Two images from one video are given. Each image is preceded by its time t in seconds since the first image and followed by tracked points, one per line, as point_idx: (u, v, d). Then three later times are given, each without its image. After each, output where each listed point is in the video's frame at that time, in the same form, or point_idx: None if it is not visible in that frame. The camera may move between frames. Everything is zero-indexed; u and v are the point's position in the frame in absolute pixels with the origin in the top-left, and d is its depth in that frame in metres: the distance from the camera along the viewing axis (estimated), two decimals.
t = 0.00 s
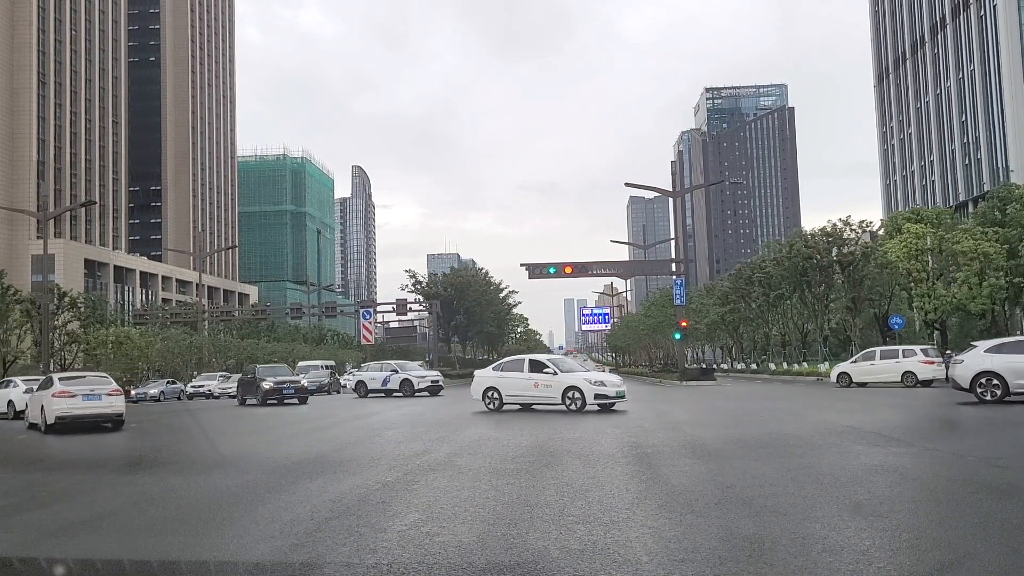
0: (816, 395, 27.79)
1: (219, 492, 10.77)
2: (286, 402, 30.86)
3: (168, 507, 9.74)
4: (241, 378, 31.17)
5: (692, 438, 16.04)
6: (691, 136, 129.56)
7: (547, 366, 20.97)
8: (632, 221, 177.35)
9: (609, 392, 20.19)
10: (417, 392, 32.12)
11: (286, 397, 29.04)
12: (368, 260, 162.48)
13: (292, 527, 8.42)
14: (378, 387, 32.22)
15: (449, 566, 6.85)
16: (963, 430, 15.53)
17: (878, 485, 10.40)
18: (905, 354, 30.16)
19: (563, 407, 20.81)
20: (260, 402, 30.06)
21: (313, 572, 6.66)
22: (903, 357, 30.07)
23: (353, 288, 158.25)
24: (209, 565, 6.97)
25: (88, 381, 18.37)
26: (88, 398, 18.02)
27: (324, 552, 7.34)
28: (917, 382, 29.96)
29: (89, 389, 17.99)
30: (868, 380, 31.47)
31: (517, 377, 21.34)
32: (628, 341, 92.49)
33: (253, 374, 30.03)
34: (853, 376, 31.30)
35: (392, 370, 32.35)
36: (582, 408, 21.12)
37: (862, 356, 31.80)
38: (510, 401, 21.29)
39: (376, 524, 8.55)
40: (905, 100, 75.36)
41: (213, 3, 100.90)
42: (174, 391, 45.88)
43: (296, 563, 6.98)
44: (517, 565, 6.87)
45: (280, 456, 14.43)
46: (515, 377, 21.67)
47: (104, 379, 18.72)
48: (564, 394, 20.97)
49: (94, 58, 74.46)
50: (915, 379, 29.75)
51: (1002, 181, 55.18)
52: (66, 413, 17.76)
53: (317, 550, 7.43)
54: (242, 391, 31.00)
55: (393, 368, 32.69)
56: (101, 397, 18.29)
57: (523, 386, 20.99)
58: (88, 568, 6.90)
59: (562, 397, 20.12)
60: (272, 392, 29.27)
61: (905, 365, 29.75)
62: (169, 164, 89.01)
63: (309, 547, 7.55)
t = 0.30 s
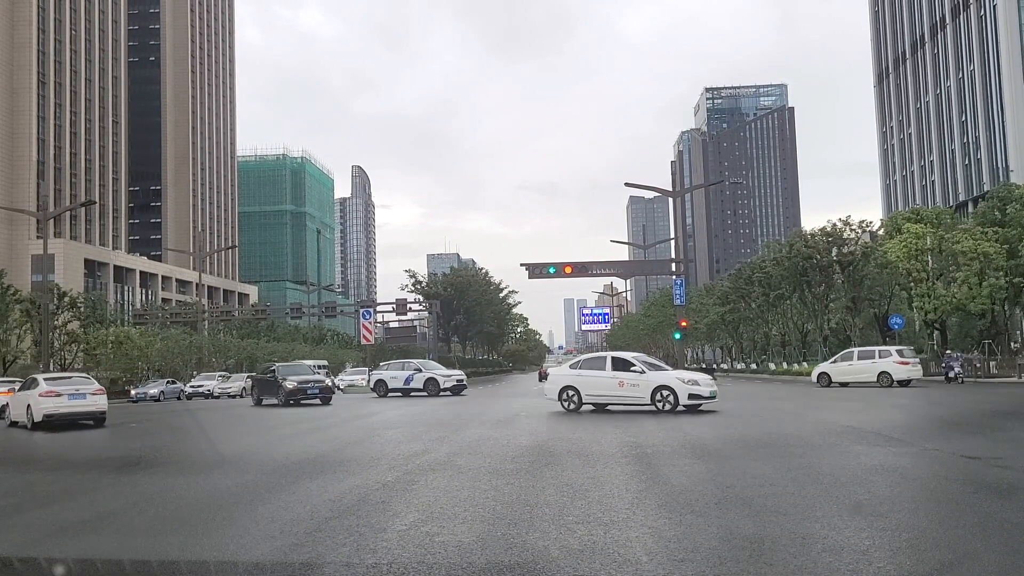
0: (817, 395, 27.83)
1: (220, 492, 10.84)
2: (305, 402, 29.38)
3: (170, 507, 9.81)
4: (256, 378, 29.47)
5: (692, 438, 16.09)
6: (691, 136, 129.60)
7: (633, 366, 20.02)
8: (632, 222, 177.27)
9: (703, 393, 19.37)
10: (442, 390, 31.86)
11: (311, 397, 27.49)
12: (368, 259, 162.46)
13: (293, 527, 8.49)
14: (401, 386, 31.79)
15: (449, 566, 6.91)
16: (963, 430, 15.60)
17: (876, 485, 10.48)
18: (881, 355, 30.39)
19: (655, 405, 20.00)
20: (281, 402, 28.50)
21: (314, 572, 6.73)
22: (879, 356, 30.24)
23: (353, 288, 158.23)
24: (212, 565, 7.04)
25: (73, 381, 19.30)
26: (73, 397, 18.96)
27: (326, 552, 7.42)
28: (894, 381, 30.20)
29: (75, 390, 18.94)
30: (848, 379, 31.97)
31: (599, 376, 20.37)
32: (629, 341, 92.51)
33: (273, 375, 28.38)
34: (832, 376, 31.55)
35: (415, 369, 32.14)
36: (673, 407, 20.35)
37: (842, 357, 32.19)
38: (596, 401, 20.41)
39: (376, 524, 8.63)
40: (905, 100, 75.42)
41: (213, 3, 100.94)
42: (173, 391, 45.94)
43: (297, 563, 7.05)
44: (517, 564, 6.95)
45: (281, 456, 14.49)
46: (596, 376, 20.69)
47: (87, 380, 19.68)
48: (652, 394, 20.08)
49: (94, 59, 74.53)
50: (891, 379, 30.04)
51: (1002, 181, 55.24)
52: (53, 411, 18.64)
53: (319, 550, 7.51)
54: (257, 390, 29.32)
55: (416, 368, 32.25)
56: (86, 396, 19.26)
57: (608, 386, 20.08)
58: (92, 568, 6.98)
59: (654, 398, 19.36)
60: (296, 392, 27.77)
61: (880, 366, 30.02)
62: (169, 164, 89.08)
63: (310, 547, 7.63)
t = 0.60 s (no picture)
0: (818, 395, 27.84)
1: (221, 492, 10.87)
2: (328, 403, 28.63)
3: (171, 507, 9.85)
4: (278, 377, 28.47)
5: (691, 438, 16.13)
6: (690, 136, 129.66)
7: (732, 363, 19.26)
8: (632, 221, 177.43)
9: (811, 393, 18.72)
10: (469, 389, 32.05)
11: (343, 398, 26.76)
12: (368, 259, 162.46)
13: (294, 527, 8.54)
14: (426, 386, 31.77)
15: (448, 566, 6.95)
16: (962, 430, 15.65)
17: (875, 485, 10.52)
18: (859, 356, 30.93)
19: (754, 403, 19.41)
20: (307, 402, 27.62)
21: (315, 572, 6.77)
22: (858, 357, 30.72)
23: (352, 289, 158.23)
24: (213, 565, 7.08)
25: (55, 382, 19.90)
26: (56, 396, 19.55)
27: (326, 552, 7.45)
28: (871, 381, 30.58)
29: (58, 389, 19.56)
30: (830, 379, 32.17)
31: (695, 375, 19.56)
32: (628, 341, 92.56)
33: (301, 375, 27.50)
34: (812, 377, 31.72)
35: (440, 368, 32.19)
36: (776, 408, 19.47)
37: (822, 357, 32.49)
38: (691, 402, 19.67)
39: (377, 524, 8.67)
40: (904, 99, 75.54)
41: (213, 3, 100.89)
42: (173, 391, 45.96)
43: (297, 562, 7.10)
44: (516, 564, 6.99)
45: (282, 456, 14.51)
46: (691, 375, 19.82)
47: (66, 380, 20.27)
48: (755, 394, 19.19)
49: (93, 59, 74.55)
50: (869, 378, 30.43)
51: (1001, 180, 55.39)
52: (36, 409, 19.16)
53: (319, 550, 7.55)
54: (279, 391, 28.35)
55: (442, 367, 32.17)
56: (68, 396, 19.90)
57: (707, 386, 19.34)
58: (93, 568, 7.02)
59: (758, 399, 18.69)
60: (328, 391, 27.03)
61: (859, 365, 30.54)
62: (168, 164, 89.10)
63: (311, 546, 7.68)
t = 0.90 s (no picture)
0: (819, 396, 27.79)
1: (220, 492, 10.85)
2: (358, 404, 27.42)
3: (169, 508, 9.82)
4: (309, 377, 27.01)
5: (691, 438, 16.09)
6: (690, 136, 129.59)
7: (843, 359, 17.77)
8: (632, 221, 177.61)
9: (936, 393, 17.02)
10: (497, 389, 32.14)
11: (385, 399, 25.64)
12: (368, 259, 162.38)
13: (293, 527, 8.51)
14: (453, 386, 31.77)
15: (448, 566, 6.93)
16: (963, 430, 15.62)
17: (875, 485, 10.50)
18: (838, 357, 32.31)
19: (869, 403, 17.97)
20: (342, 403, 26.25)
21: (314, 572, 6.74)
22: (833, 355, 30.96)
23: (352, 289, 158.15)
24: (212, 565, 7.06)
25: (32, 383, 20.14)
26: (35, 396, 19.85)
27: (325, 552, 7.43)
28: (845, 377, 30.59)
29: (37, 388, 19.82)
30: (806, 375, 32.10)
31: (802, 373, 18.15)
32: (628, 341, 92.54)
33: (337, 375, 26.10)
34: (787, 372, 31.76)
35: (467, 368, 32.13)
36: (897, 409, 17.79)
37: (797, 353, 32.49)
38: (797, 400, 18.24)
39: (376, 524, 8.63)
40: (904, 100, 75.54)
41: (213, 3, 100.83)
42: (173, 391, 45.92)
43: (297, 562, 7.07)
44: (515, 564, 6.96)
45: (281, 456, 14.49)
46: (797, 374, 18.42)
47: (41, 382, 20.53)
48: (871, 393, 17.60)
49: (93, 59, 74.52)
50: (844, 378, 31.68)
51: (1000, 181, 55.41)
52: (15, 409, 19.38)
53: (318, 550, 7.53)
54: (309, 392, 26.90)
55: (469, 367, 32.08)
56: (45, 396, 20.15)
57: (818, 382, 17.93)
58: (92, 569, 6.98)
59: (874, 398, 17.33)
60: (368, 391, 25.80)
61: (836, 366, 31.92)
62: (168, 164, 89.03)
63: (310, 546, 7.66)
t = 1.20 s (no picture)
0: (819, 396, 27.79)
1: (220, 492, 10.85)
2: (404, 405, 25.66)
3: (169, 508, 9.82)
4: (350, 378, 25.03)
5: (691, 438, 16.09)
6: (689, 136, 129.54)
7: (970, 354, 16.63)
8: (632, 221, 177.64)
9: None
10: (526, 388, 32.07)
11: (436, 401, 23.90)
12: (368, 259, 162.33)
13: (293, 527, 8.51)
14: (480, 384, 32.00)
15: (448, 566, 6.93)
16: (964, 431, 15.60)
17: (876, 485, 10.49)
18: (820, 358, 35.91)
19: (1000, 402, 16.80)
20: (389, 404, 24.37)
21: (314, 572, 6.74)
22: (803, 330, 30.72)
23: (352, 289, 158.11)
24: (211, 565, 7.06)
25: (6, 384, 21.12)
26: (9, 396, 20.85)
27: (324, 552, 7.43)
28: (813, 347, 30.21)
29: (11, 389, 20.82)
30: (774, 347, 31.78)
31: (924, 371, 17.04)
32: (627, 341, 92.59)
33: (385, 375, 24.18)
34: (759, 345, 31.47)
35: (494, 367, 32.12)
36: None
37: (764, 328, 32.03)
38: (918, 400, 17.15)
39: (376, 524, 8.63)
40: (904, 100, 75.55)
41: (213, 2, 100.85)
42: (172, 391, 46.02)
43: (297, 562, 7.07)
44: (516, 564, 6.96)
45: (280, 456, 14.48)
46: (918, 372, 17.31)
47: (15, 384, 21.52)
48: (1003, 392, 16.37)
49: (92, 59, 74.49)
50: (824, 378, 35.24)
51: (999, 181, 55.42)
52: None
53: (318, 550, 7.53)
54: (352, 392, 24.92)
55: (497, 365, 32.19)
56: (18, 397, 21.13)
57: (941, 381, 16.81)
58: (90, 569, 6.98)
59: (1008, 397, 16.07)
60: (419, 392, 23.90)
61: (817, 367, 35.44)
62: (168, 164, 89.02)
63: (310, 546, 7.65)
